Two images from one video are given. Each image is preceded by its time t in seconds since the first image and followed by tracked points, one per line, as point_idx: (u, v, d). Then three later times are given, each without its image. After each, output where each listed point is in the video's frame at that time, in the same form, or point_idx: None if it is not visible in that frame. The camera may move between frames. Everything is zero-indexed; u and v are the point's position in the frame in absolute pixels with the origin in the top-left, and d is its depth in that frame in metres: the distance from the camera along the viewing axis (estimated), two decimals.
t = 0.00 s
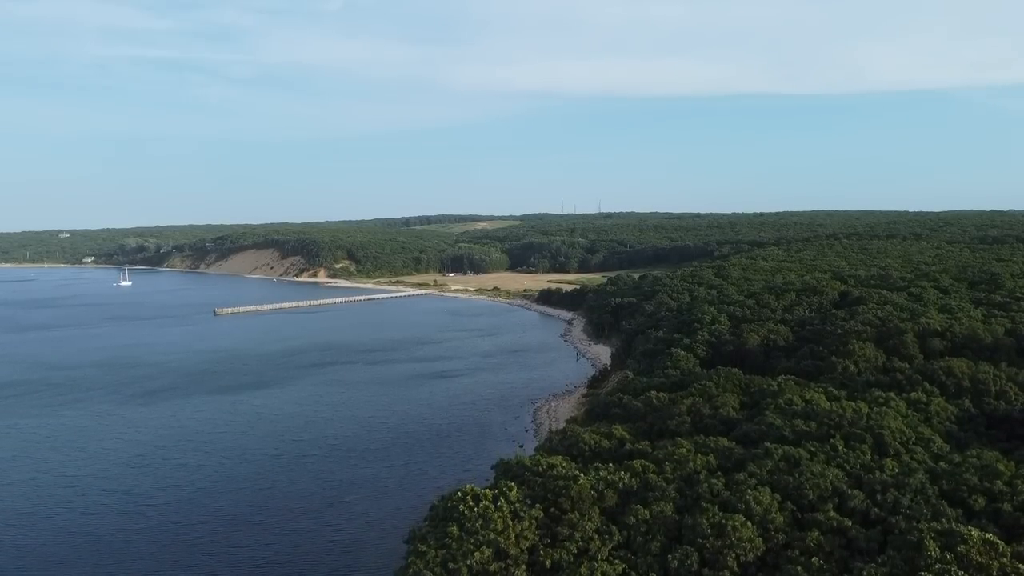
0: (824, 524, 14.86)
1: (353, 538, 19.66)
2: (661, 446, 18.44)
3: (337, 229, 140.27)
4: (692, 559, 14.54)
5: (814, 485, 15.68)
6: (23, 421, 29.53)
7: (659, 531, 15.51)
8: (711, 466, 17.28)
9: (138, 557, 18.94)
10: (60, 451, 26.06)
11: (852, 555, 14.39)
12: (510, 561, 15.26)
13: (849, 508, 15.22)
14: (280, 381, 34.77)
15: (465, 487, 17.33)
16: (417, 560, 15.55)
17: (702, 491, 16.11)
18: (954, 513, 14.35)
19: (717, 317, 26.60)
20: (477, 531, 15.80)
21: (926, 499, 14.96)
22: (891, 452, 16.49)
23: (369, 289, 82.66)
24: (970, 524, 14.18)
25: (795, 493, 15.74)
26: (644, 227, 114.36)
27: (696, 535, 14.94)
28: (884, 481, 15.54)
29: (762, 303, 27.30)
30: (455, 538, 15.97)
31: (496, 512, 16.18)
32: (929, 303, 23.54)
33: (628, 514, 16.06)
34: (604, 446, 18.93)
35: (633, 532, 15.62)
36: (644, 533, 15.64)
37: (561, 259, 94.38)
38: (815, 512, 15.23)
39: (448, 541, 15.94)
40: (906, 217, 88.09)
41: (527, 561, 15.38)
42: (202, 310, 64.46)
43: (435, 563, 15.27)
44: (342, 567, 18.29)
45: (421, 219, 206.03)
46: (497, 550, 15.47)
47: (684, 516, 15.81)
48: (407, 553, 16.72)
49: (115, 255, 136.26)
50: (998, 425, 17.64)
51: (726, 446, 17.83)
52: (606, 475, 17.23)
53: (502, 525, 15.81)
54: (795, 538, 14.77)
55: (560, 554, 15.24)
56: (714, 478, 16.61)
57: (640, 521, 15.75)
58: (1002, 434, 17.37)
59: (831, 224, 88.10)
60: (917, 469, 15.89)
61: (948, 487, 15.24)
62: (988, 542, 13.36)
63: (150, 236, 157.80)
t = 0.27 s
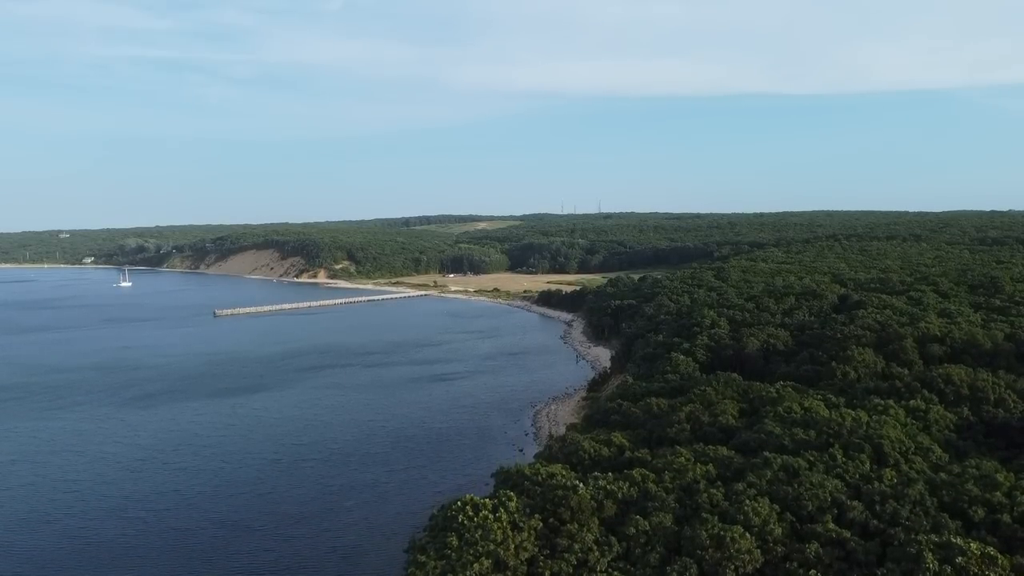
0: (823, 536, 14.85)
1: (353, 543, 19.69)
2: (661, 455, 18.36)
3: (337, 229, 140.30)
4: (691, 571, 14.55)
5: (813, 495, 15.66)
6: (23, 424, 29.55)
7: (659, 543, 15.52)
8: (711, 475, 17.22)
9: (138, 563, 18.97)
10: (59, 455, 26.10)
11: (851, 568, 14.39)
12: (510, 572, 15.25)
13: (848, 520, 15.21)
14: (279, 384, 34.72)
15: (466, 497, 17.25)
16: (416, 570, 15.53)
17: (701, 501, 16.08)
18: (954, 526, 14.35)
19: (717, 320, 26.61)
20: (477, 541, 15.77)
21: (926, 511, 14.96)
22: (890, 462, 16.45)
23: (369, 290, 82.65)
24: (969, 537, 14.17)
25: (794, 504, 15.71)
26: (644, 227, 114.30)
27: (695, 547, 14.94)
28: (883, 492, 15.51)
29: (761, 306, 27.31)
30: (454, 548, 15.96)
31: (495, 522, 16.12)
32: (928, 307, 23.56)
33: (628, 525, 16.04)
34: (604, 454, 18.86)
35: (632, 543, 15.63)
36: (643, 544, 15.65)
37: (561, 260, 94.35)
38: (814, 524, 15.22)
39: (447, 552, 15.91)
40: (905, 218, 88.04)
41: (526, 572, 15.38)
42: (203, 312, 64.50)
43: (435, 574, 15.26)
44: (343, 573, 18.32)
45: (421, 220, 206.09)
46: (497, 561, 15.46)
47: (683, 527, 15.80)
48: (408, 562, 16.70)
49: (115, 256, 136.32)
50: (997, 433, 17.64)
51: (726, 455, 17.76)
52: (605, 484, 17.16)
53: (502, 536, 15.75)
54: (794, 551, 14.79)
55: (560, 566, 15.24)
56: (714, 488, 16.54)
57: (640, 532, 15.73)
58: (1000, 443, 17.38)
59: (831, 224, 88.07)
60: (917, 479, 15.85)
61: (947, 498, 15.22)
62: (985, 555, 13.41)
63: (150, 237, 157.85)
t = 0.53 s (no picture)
0: (822, 548, 14.84)
1: (353, 549, 19.71)
2: (660, 463, 18.27)
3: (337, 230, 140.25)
4: None
5: (813, 507, 15.62)
6: (23, 429, 29.54)
7: (658, 554, 15.49)
8: (711, 485, 17.15)
9: (138, 569, 19.00)
10: (59, 460, 26.11)
11: None
12: None
13: (848, 531, 15.19)
14: (278, 388, 34.65)
15: (465, 507, 17.00)
16: None
17: (701, 511, 16.02)
18: (953, 539, 14.36)
19: (716, 325, 26.61)
20: (475, 553, 15.56)
21: (925, 524, 14.97)
22: (890, 472, 16.41)
23: (369, 291, 82.61)
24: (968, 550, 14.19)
25: (794, 516, 15.66)
26: (644, 228, 114.22)
27: (694, 559, 14.91)
28: (882, 503, 15.50)
29: (761, 310, 27.31)
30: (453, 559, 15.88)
31: (494, 533, 15.88)
32: (928, 312, 23.57)
33: (627, 536, 15.97)
34: (603, 462, 18.79)
35: (632, 555, 15.57)
36: (643, 556, 15.61)
37: (561, 261, 94.30)
38: (814, 535, 15.20)
39: (446, 562, 15.83)
40: (905, 219, 87.95)
41: None
42: (203, 314, 64.47)
43: None
44: None
45: (421, 219, 206.02)
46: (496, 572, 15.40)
47: (683, 538, 15.75)
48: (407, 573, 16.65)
49: (115, 256, 136.20)
50: (996, 441, 17.65)
51: (725, 464, 17.69)
52: (605, 494, 16.95)
53: (501, 548, 15.49)
54: (793, 563, 14.79)
55: None
56: (714, 498, 16.47)
57: (640, 544, 15.66)
58: (999, 451, 17.38)
59: (832, 225, 88.03)
60: (916, 490, 15.83)
61: (948, 510, 15.20)
62: (985, 568, 13.42)
63: (150, 237, 157.79)
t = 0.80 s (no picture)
0: (822, 561, 14.81)
1: (353, 555, 19.72)
2: (660, 472, 18.21)
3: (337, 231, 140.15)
4: None
5: (813, 518, 15.57)
6: (23, 433, 29.57)
7: (658, 566, 15.46)
8: (711, 495, 17.08)
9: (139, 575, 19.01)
10: (58, 465, 26.10)
11: None
12: None
13: (848, 543, 15.15)
14: (276, 392, 34.60)
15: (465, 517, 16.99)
16: None
17: (701, 522, 15.96)
18: (954, 552, 14.32)
19: (716, 329, 26.61)
20: (475, 564, 15.54)
21: (926, 537, 14.94)
22: (889, 482, 16.35)
23: (369, 292, 82.56)
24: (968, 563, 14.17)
25: (793, 527, 15.61)
26: (644, 228, 114.13)
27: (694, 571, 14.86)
28: (882, 515, 15.47)
29: (760, 314, 27.29)
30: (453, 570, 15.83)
31: (494, 544, 15.87)
32: (928, 316, 23.58)
33: (627, 547, 15.92)
34: (602, 471, 18.70)
35: (632, 566, 15.53)
36: (643, 567, 15.56)
37: (561, 261, 94.32)
38: (814, 547, 15.16)
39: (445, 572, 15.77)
40: (905, 219, 87.96)
41: None
42: (203, 315, 64.45)
43: None
44: None
45: (421, 220, 206.05)
46: None
47: (683, 549, 15.70)
48: None
49: (115, 257, 136.16)
50: (994, 450, 17.64)
51: (725, 474, 17.58)
52: (605, 504, 16.94)
53: (502, 559, 15.46)
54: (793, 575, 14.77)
55: None
56: (713, 509, 16.40)
57: (640, 555, 15.60)
58: (999, 460, 17.36)
59: (832, 225, 87.95)
60: (916, 501, 15.79)
61: (948, 522, 15.17)
62: None
63: (150, 237, 157.76)
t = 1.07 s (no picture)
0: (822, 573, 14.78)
1: (353, 561, 19.72)
2: (659, 480, 18.16)
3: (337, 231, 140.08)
4: None
5: (812, 529, 15.52)
6: (22, 437, 29.58)
7: None
8: (710, 505, 17.01)
9: None
10: (58, 469, 26.08)
11: None
12: None
13: (848, 555, 15.11)
14: (276, 395, 34.54)
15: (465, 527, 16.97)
16: None
17: (700, 532, 15.89)
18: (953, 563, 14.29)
19: (716, 333, 26.60)
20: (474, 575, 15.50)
21: (926, 548, 14.90)
22: (889, 492, 16.30)
23: (369, 293, 82.56)
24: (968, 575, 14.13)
25: (793, 538, 15.55)
26: (644, 229, 114.11)
27: None
28: (882, 526, 15.42)
29: (760, 318, 27.29)
30: None
31: (494, 555, 15.84)
32: (927, 321, 23.59)
33: (626, 557, 15.87)
34: (602, 479, 18.64)
35: None
36: None
37: (561, 262, 94.26)
38: (813, 558, 15.12)
39: None
40: (905, 220, 87.88)
41: None
42: (203, 316, 64.42)
43: None
44: None
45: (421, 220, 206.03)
46: None
47: (683, 559, 15.64)
48: None
49: (115, 257, 136.09)
50: (994, 458, 17.61)
51: (724, 483, 17.49)
52: (604, 514, 16.90)
53: (501, 569, 15.43)
54: None
55: None
56: (713, 519, 16.33)
57: (639, 566, 15.54)
58: (999, 468, 17.34)
59: (832, 226, 87.92)
60: (916, 511, 15.75)
61: (947, 532, 15.11)
62: None
63: (150, 237, 157.71)
